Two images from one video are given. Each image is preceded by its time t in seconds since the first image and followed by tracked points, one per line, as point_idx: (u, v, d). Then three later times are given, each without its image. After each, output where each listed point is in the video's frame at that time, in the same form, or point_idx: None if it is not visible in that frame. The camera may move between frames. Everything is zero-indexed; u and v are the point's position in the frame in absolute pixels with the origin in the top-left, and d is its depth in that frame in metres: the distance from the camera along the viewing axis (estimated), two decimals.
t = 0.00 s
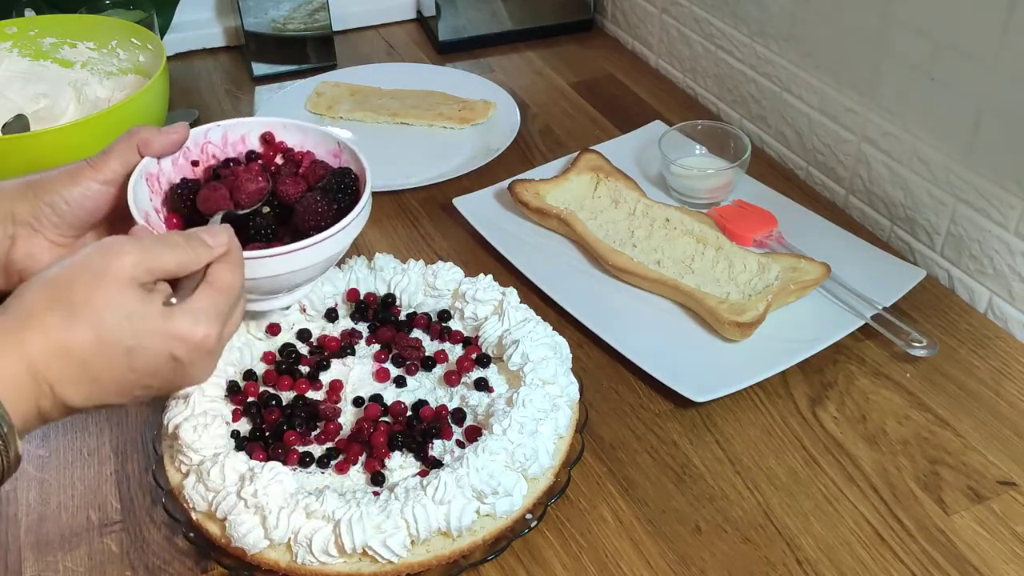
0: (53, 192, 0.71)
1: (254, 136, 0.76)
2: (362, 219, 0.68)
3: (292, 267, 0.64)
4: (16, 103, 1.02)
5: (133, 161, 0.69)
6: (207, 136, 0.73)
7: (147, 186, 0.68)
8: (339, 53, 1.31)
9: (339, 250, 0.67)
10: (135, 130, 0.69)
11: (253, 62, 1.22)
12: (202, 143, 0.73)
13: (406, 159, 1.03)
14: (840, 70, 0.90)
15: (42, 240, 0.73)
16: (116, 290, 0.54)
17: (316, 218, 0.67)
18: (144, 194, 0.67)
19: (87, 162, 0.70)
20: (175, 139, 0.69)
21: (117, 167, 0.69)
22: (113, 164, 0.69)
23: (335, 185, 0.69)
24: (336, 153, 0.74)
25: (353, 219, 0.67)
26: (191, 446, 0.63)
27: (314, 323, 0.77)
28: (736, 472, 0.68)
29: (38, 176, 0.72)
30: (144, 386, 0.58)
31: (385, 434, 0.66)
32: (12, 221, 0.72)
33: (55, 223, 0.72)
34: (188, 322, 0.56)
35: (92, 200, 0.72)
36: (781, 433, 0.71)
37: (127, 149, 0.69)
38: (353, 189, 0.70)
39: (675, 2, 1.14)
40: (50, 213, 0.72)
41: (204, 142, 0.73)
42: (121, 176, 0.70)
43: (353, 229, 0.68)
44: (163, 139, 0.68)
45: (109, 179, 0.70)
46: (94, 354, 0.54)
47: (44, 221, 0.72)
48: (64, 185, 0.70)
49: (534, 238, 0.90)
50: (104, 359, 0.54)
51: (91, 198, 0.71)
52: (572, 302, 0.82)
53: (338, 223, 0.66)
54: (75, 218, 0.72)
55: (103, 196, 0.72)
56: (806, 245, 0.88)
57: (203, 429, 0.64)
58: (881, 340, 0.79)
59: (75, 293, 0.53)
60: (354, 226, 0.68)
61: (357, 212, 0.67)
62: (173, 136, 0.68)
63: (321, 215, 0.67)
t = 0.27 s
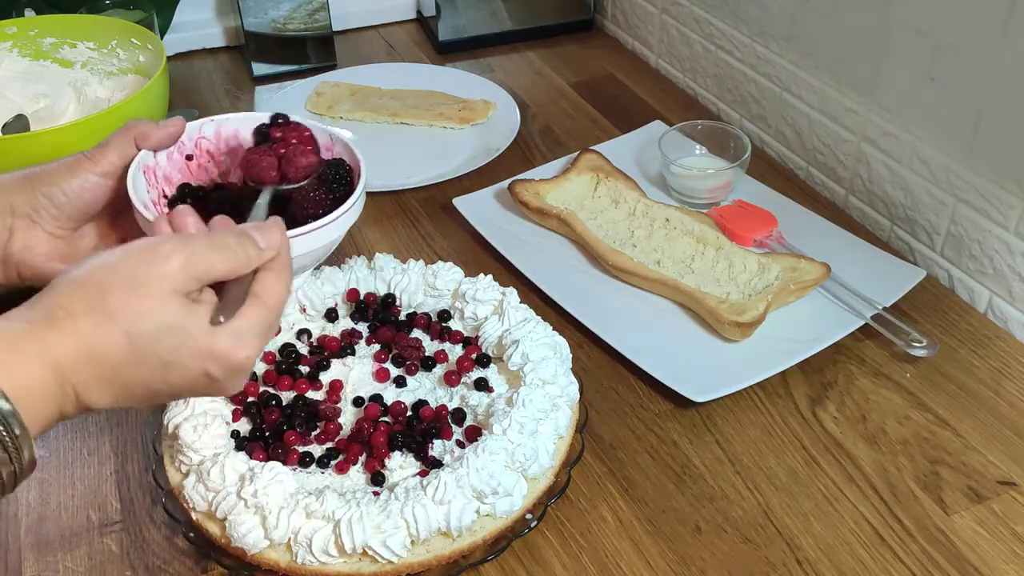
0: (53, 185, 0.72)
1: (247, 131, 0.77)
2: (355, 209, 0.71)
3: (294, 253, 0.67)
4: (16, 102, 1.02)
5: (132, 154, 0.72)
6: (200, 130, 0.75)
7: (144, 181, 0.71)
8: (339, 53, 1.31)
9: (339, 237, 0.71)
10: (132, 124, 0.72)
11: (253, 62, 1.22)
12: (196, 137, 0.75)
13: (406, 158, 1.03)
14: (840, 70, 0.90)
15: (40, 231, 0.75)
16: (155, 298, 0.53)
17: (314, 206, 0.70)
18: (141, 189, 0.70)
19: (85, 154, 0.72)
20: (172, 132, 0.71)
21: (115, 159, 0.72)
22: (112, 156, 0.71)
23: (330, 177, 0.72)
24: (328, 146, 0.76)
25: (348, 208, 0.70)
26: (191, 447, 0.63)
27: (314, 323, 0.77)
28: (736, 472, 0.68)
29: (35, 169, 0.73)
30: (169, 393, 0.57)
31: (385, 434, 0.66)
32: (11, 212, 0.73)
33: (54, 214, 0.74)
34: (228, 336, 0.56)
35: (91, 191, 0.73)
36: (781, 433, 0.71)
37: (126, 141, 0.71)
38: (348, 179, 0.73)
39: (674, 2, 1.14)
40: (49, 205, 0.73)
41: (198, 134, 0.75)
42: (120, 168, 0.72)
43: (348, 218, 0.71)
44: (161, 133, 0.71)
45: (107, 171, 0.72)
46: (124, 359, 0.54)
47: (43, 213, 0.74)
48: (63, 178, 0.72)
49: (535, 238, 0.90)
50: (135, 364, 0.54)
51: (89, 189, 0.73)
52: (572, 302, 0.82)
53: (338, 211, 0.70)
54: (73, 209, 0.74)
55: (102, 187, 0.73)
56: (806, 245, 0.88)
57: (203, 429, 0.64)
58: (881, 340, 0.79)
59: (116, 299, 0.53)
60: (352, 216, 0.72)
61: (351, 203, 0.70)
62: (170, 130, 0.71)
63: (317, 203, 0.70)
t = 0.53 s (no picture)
0: (29, 160, 0.75)
1: (207, 107, 0.83)
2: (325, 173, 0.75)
3: (266, 216, 0.71)
4: (16, 102, 1.02)
5: (103, 129, 0.75)
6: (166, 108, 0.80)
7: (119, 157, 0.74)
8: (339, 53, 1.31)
9: (309, 200, 0.74)
10: (101, 101, 0.75)
11: (254, 62, 1.22)
12: (162, 115, 0.80)
13: (405, 158, 1.03)
14: (840, 70, 0.90)
15: (18, 208, 0.77)
16: (280, 364, 0.52)
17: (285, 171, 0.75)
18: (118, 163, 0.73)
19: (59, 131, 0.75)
20: (141, 109, 0.75)
21: (87, 135, 0.75)
22: (84, 132, 0.74)
23: (295, 145, 0.77)
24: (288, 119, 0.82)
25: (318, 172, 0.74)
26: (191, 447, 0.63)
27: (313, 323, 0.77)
28: (736, 472, 0.68)
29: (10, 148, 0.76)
30: (283, 466, 0.52)
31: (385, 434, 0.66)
32: None
33: (31, 190, 0.77)
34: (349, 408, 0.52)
35: (66, 166, 0.76)
36: (781, 433, 0.71)
37: (97, 117, 0.74)
38: (312, 148, 0.78)
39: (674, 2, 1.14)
40: (26, 181, 0.76)
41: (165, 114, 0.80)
42: (91, 143, 0.76)
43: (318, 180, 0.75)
44: (130, 109, 0.74)
45: (81, 146, 0.75)
46: (247, 423, 0.50)
47: (20, 189, 0.76)
48: (39, 154, 0.75)
49: (534, 239, 0.90)
50: (257, 427, 0.50)
51: (64, 164, 0.76)
52: (572, 302, 0.82)
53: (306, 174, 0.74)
54: (50, 183, 0.77)
55: (75, 163, 0.77)
56: (806, 245, 0.88)
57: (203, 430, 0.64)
58: (881, 340, 0.79)
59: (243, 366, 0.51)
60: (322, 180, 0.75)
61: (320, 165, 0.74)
62: (140, 106, 0.74)
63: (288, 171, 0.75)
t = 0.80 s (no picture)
0: (20, 162, 0.75)
1: (201, 106, 0.83)
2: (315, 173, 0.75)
3: (256, 217, 0.71)
4: (16, 102, 1.02)
5: (93, 128, 0.75)
6: (158, 107, 0.80)
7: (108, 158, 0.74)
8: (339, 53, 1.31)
9: (300, 200, 0.74)
10: (92, 101, 0.75)
11: (254, 62, 1.22)
12: (154, 114, 0.80)
13: (405, 158, 1.03)
14: (840, 70, 0.90)
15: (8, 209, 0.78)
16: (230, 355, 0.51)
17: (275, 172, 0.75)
18: (107, 164, 0.73)
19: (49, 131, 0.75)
20: (132, 109, 0.75)
21: (78, 135, 0.75)
22: (74, 134, 0.75)
23: (286, 144, 0.77)
24: (280, 118, 0.82)
25: (309, 172, 0.74)
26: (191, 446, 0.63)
27: (313, 323, 0.77)
28: (736, 472, 0.68)
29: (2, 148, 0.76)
30: (256, 456, 0.49)
31: (385, 434, 0.66)
32: None
33: (22, 191, 0.77)
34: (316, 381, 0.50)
35: (57, 166, 0.77)
36: (781, 433, 0.71)
37: (87, 117, 0.74)
38: (303, 146, 0.78)
39: (674, 2, 1.14)
40: (17, 182, 0.76)
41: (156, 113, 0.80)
42: (82, 143, 0.76)
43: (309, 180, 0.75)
44: (121, 108, 0.74)
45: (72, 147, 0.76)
46: (201, 411, 0.48)
47: (11, 190, 0.77)
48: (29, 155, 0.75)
49: (535, 239, 0.90)
50: (213, 412, 0.48)
51: (56, 165, 0.76)
52: (572, 302, 0.82)
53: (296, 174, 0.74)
54: (40, 184, 0.77)
55: (67, 163, 0.77)
56: (806, 245, 0.88)
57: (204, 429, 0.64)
58: (881, 340, 0.79)
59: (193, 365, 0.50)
60: (313, 179, 0.75)
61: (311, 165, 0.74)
62: (131, 105, 0.74)
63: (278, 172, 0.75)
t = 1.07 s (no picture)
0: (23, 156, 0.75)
1: (204, 101, 0.83)
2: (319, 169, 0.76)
3: (260, 213, 0.71)
4: (16, 102, 1.02)
5: (98, 124, 0.75)
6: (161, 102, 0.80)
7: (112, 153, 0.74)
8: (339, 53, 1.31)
9: (303, 195, 0.74)
10: (96, 96, 0.75)
11: (254, 62, 1.22)
12: (158, 109, 0.80)
13: (405, 158, 1.03)
14: (840, 70, 0.90)
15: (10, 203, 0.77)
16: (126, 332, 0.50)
17: (279, 167, 0.75)
18: (111, 159, 0.73)
19: (53, 126, 0.75)
20: (135, 103, 0.74)
21: (82, 130, 0.75)
22: (78, 128, 0.75)
23: (289, 140, 0.77)
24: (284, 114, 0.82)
25: (314, 167, 0.74)
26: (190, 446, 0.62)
27: (314, 323, 0.77)
28: (736, 472, 0.68)
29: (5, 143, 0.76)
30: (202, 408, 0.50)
31: (385, 434, 0.66)
32: None
33: (25, 185, 0.77)
34: (201, 307, 0.51)
35: (60, 161, 0.77)
36: (781, 433, 0.71)
37: (91, 111, 0.75)
38: (307, 142, 0.78)
39: (674, 2, 1.14)
40: (20, 176, 0.76)
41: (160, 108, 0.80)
42: (86, 139, 0.76)
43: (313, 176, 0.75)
44: (125, 103, 0.74)
45: (75, 142, 0.76)
46: (128, 384, 0.47)
47: (14, 183, 0.76)
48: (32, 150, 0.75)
49: (535, 239, 0.90)
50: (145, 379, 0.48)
51: (59, 160, 0.76)
52: (572, 302, 0.82)
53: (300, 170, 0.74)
54: (44, 179, 0.77)
55: (70, 158, 0.77)
56: (806, 245, 0.88)
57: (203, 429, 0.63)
58: (881, 340, 0.79)
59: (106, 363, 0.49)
60: (315, 175, 0.75)
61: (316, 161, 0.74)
62: (135, 100, 0.74)
63: (282, 168, 0.75)
